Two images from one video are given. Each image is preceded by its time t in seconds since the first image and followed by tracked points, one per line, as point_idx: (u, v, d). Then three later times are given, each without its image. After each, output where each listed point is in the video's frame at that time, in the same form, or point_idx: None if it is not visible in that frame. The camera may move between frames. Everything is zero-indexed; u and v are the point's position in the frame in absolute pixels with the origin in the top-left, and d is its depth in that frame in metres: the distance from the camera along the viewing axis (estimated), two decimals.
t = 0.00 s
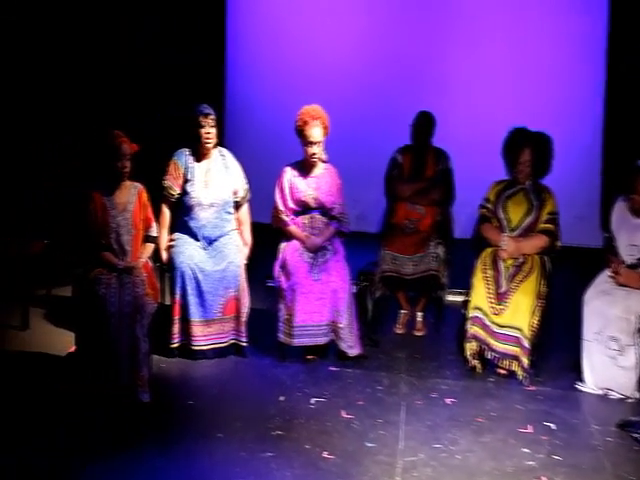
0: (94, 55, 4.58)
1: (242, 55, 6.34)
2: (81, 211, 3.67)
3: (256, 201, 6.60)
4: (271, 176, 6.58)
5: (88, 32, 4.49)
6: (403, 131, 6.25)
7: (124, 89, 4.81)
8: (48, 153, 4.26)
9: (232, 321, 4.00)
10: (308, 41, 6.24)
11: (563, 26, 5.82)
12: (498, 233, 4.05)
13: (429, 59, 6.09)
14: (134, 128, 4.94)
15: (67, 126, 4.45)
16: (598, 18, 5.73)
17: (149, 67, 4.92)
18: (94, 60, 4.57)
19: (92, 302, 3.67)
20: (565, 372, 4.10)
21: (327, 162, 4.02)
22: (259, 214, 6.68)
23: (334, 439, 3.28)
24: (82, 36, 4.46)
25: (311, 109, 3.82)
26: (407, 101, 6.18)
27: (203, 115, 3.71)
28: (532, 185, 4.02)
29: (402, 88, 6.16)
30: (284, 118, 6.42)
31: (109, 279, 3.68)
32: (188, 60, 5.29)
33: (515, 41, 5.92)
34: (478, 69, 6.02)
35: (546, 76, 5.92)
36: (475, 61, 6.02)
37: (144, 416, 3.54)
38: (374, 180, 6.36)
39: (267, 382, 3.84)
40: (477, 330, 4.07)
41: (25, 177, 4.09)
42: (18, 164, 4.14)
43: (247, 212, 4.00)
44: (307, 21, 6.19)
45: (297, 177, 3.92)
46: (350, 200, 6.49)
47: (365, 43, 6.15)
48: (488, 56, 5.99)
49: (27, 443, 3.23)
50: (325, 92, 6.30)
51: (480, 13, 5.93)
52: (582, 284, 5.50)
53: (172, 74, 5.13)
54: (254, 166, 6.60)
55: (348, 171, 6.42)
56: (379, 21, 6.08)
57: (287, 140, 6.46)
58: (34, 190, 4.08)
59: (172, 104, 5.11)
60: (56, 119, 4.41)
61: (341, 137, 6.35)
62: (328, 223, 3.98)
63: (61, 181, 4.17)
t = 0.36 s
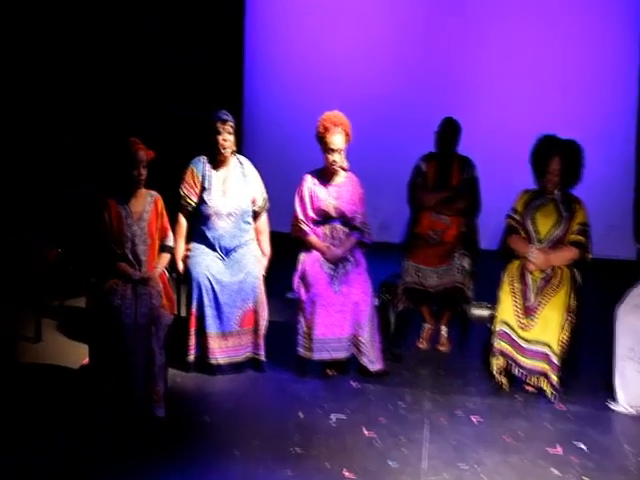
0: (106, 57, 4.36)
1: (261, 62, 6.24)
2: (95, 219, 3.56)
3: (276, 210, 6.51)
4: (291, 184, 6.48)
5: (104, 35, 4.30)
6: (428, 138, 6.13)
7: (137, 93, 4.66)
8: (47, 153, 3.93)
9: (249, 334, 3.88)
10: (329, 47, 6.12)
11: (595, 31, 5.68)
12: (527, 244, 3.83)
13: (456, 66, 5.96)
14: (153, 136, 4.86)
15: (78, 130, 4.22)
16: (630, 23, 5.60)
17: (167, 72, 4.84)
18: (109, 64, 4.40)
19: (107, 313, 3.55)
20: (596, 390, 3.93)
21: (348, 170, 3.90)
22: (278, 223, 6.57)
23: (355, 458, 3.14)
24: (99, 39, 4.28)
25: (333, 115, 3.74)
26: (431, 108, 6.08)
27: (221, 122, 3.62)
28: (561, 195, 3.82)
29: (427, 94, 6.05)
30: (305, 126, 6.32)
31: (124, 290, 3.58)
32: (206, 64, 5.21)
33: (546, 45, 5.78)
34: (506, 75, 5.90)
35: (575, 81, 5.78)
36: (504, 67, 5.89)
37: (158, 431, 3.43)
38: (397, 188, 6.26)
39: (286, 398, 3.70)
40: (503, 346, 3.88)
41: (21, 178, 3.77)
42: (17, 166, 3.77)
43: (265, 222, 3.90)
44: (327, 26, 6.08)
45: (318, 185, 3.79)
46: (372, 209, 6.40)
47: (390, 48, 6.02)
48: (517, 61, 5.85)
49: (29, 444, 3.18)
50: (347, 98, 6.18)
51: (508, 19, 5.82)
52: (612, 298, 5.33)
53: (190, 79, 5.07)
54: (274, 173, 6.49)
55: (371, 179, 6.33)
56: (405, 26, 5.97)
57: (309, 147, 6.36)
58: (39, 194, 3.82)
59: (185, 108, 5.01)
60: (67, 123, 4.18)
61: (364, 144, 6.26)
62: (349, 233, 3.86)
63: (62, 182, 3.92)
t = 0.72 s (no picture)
0: (105, 53, 3.87)
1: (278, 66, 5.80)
2: (103, 230, 3.37)
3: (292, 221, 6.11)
4: (310, 193, 6.06)
5: (104, 28, 3.82)
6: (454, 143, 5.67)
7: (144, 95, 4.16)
8: (47, 154, 3.60)
9: (265, 353, 3.65)
10: (348, 48, 5.63)
11: None
12: (562, 259, 3.58)
13: (486, 64, 5.43)
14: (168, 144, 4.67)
15: (82, 131, 3.83)
16: None
17: (175, 71, 4.31)
18: (110, 60, 3.91)
19: (114, 330, 3.37)
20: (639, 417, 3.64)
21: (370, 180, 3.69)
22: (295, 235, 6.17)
23: None
24: (98, 33, 3.81)
25: (354, 121, 3.54)
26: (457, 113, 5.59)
27: (237, 128, 3.41)
28: (599, 206, 3.53)
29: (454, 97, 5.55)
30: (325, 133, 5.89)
31: (133, 305, 3.39)
32: (206, 60, 4.49)
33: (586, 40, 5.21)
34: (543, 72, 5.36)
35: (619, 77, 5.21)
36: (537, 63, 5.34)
37: (167, 454, 3.22)
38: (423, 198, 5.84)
39: (303, 421, 3.47)
40: (537, 367, 3.64)
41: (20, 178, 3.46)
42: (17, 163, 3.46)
43: (282, 234, 3.70)
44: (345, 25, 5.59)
45: (339, 195, 3.58)
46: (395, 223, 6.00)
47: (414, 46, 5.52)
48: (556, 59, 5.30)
49: (26, 443, 2.98)
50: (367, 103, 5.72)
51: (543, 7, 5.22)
52: None
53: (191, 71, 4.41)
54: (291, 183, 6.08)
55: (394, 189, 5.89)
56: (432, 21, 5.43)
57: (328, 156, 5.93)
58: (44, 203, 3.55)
59: (186, 107, 4.43)
60: (66, 123, 3.76)
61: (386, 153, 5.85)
62: (372, 246, 3.63)
63: (63, 180, 3.63)
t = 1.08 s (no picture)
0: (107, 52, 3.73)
1: (299, 63, 5.44)
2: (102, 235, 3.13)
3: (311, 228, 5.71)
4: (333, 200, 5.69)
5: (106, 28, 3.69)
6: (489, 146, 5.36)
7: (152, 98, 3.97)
8: (47, 153, 3.45)
9: (277, 372, 3.35)
10: (370, 46, 5.34)
11: None
12: (604, 270, 3.20)
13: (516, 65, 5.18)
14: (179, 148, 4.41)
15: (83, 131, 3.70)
16: None
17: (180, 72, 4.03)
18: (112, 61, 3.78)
19: (114, 346, 3.08)
20: None
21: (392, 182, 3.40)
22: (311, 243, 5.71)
23: None
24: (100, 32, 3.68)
25: (375, 119, 3.26)
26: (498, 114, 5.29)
27: (247, 126, 3.15)
28: None
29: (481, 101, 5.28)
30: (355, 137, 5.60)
31: (134, 319, 3.12)
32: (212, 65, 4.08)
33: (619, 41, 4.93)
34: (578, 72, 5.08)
35: None
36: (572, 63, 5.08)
37: None
38: (451, 204, 5.45)
39: (319, 444, 3.17)
40: (575, 388, 3.28)
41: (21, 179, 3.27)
42: (16, 163, 3.25)
43: (296, 241, 3.42)
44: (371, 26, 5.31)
45: (357, 199, 3.30)
46: (421, 229, 5.61)
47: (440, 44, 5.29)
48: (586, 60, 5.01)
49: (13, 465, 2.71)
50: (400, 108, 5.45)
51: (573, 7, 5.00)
52: None
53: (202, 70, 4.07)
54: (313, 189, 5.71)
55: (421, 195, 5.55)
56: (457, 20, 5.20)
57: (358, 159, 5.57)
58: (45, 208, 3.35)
59: (188, 107, 4.11)
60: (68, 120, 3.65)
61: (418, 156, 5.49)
62: (393, 255, 3.34)
63: (63, 181, 3.49)
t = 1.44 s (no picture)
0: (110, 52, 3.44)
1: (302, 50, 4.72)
2: (102, 245, 2.87)
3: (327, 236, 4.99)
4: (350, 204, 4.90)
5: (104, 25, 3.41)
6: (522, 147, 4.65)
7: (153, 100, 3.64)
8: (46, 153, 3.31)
9: (294, 395, 3.04)
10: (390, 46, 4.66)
11: None
12: None
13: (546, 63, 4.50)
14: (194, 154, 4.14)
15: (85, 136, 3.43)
16: None
17: (181, 72, 3.65)
18: (111, 61, 3.48)
19: (115, 366, 2.83)
20: None
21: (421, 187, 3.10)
22: (330, 254, 5.03)
23: None
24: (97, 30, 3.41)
25: (403, 118, 2.99)
26: (523, 115, 4.61)
27: (261, 126, 2.91)
28: None
29: (510, 103, 4.61)
30: (359, 127, 4.80)
31: (137, 338, 2.85)
32: (211, 61, 3.70)
33: None
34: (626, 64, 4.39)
35: None
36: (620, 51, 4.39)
37: None
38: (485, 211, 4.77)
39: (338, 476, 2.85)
40: (624, 416, 2.89)
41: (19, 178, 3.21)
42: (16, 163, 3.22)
43: (314, 252, 3.13)
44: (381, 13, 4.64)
45: (382, 205, 3.02)
46: (450, 236, 4.90)
47: (456, 37, 4.59)
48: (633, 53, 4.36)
49: None
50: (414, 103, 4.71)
51: None
52: None
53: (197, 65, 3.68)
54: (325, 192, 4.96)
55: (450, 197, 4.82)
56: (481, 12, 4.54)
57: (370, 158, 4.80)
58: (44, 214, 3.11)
59: (188, 107, 3.72)
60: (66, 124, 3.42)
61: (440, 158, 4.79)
62: (422, 267, 3.03)
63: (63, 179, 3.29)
